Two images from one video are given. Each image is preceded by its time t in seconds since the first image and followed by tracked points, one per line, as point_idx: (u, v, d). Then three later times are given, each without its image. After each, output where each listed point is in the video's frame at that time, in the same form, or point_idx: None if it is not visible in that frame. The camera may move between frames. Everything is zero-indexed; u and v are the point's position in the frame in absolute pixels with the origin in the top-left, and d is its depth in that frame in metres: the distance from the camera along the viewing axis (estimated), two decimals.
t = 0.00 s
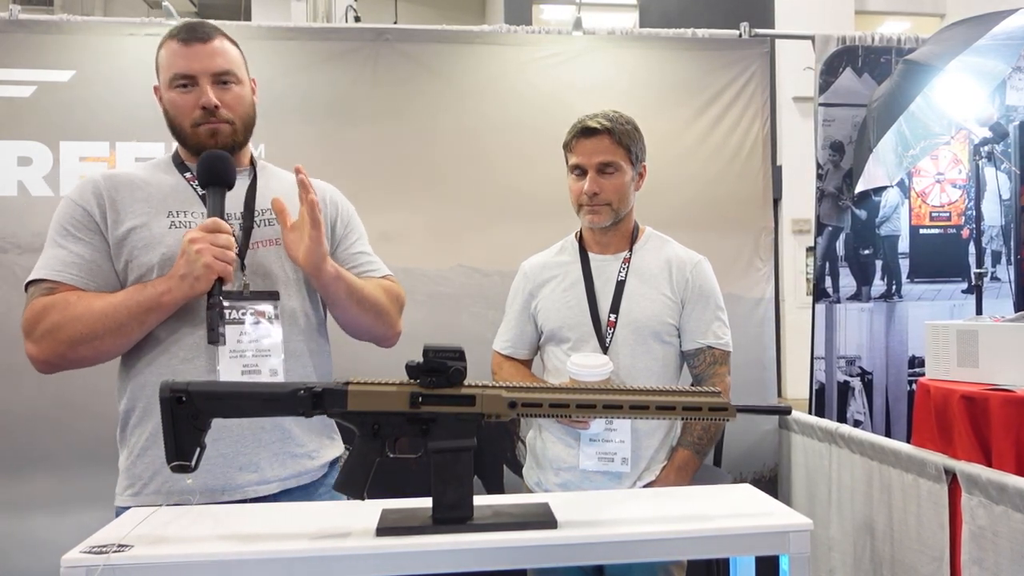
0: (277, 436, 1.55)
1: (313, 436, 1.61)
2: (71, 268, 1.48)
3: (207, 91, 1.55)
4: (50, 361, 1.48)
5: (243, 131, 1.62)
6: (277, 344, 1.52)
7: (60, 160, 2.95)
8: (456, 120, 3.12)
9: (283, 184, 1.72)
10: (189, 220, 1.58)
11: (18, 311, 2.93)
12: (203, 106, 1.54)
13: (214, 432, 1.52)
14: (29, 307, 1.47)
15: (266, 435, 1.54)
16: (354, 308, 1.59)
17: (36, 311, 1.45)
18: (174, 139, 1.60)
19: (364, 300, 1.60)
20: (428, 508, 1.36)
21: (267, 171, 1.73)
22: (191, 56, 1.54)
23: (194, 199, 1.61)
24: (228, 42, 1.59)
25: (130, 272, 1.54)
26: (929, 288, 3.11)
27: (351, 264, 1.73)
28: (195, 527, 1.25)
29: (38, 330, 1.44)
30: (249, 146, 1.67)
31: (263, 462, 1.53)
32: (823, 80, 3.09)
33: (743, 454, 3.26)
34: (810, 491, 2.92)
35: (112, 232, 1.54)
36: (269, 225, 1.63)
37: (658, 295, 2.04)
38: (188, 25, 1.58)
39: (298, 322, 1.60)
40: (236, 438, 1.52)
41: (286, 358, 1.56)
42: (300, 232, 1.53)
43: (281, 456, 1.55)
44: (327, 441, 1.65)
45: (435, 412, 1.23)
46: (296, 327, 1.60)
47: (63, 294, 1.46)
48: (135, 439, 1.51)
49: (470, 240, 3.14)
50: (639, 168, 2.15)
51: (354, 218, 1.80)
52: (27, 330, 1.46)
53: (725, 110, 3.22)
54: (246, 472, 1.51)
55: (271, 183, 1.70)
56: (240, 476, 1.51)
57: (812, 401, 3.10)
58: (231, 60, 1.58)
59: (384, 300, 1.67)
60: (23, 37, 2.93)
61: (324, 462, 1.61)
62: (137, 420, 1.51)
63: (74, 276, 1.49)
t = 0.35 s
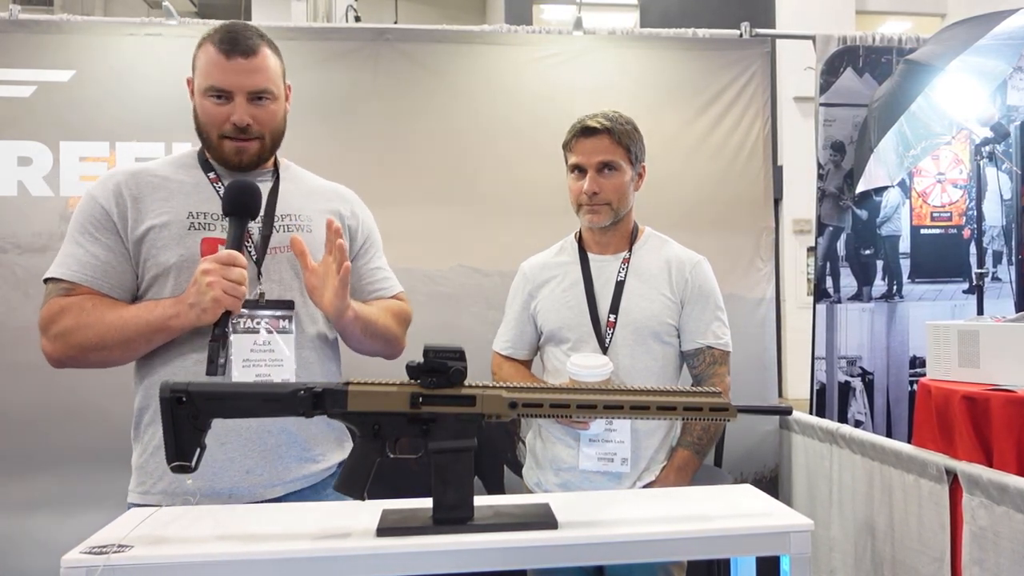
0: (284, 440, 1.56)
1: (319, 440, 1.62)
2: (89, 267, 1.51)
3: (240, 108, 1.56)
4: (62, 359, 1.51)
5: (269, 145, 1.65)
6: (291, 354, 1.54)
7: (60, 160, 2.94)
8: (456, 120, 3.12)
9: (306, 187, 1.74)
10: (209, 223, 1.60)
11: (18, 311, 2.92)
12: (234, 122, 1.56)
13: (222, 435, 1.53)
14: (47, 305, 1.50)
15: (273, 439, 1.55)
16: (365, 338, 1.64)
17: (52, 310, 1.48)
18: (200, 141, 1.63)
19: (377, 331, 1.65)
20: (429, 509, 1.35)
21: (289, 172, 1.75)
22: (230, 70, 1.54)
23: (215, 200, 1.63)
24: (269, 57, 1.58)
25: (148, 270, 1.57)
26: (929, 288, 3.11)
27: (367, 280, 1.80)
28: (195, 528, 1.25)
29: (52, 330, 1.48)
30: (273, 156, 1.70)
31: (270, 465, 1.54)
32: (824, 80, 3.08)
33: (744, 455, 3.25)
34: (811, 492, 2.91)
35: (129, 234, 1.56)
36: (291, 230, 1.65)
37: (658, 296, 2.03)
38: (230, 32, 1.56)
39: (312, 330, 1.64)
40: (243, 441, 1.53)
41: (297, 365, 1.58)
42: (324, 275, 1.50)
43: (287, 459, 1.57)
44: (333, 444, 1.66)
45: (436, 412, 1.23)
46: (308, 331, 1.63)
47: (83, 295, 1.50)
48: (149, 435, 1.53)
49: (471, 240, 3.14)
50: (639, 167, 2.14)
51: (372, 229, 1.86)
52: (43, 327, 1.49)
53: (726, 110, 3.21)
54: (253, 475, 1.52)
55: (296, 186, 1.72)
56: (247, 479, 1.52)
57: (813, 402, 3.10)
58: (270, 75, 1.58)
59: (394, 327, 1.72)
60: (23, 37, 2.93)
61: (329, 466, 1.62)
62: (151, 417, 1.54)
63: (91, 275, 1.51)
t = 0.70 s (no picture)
0: (295, 441, 1.56)
1: (328, 441, 1.62)
2: (106, 265, 1.52)
3: (258, 100, 1.57)
4: (78, 355, 1.52)
5: (286, 139, 1.65)
6: (303, 356, 1.51)
7: (60, 160, 2.94)
8: (457, 120, 3.12)
9: (319, 188, 1.75)
10: (225, 224, 1.62)
11: (18, 311, 2.92)
12: (251, 112, 1.56)
13: (233, 435, 1.53)
14: (64, 301, 1.51)
15: (284, 440, 1.55)
16: (378, 335, 1.64)
17: (70, 307, 1.49)
18: (218, 137, 1.63)
19: (389, 327, 1.65)
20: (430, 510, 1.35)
21: (304, 174, 1.75)
22: (248, 62, 1.55)
23: (232, 202, 1.64)
24: (285, 50, 1.60)
25: (164, 270, 1.58)
26: (930, 288, 3.11)
27: (379, 281, 1.80)
28: (195, 528, 1.24)
29: (70, 326, 1.48)
30: (289, 152, 1.69)
31: (280, 466, 1.54)
32: (825, 80, 3.09)
33: (745, 456, 3.26)
34: (812, 492, 2.91)
35: (147, 233, 1.57)
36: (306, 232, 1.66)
37: (657, 295, 2.03)
38: (248, 28, 1.59)
39: (324, 331, 1.65)
40: (254, 441, 1.53)
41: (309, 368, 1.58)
42: (338, 266, 1.52)
43: (296, 460, 1.57)
44: (341, 446, 1.67)
45: (437, 413, 1.23)
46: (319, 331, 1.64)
47: (100, 292, 1.51)
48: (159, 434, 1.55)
49: (471, 240, 3.13)
50: (638, 167, 2.14)
51: (385, 232, 1.85)
52: (60, 323, 1.50)
53: (727, 110, 3.21)
54: (263, 475, 1.53)
55: (310, 188, 1.72)
56: (257, 479, 1.52)
57: (814, 402, 3.10)
58: (287, 69, 1.60)
59: (405, 325, 1.72)
60: (23, 37, 2.93)
61: (337, 468, 1.63)
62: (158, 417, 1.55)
63: (107, 274, 1.52)
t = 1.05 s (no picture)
0: (303, 438, 1.56)
1: (336, 440, 1.62)
2: (114, 267, 1.52)
3: (258, 93, 1.58)
4: (88, 358, 1.53)
5: (289, 133, 1.65)
6: (311, 352, 1.51)
7: (60, 160, 2.94)
8: (457, 120, 3.12)
9: (325, 189, 1.74)
10: (232, 224, 1.61)
11: (18, 311, 2.92)
12: (253, 106, 1.57)
13: (242, 432, 1.52)
14: (73, 304, 1.52)
15: (293, 437, 1.55)
16: (385, 336, 1.64)
17: (79, 309, 1.49)
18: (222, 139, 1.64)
19: (396, 327, 1.65)
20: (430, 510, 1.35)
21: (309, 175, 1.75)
22: (246, 57, 1.57)
23: (237, 202, 1.64)
24: (281, 45, 1.61)
25: (171, 271, 1.58)
26: (930, 288, 3.11)
27: (385, 280, 1.80)
28: (195, 529, 1.24)
29: (78, 329, 1.49)
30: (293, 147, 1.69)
31: (289, 464, 1.54)
32: (825, 80, 3.08)
33: (746, 456, 3.25)
34: (813, 492, 2.91)
35: (154, 235, 1.58)
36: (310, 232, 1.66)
37: (658, 295, 2.03)
38: (244, 28, 1.61)
39: (332, 331, 1.64)
40: (263, 438, 1.53)
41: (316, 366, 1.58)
42: (344, 269, 1.51)
43: (305, 458, 1.57)
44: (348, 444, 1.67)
45: (437, 413, 1.23)
46: (327, 330, 1.63)
47: (108, 295, 1.51)
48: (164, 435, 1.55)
49: (472, 240, 3.13)
50: (639, 170, 2.12)
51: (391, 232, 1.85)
52: (69, 327, 1.51)
53: (728, 110, 3.21)
54: (272, 472, 1.52)
55: (314, 188, 1.73)
56: (266, 476, 1.52)
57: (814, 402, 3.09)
58: (284, 62, 1.61)
59: (412, 325, 1.72)
60: (23, 37, 2.92)
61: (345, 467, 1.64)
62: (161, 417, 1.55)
63: (116, 276, 1.52)
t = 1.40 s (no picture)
0: (303, 439, 1.56)
1: (336, 441, 1.62)
2: (117, 268, 1.53)
3: (262, 95, 1.58)
4: (90, 358, 1.53)
5: (294, 136, 1.66)
6: (313, 354, 1.51)
7: (60, 160, 2.94)
8: (458, 120, 3.11)
9: (328, 191, 1.75)
10: (235, 226, 1.61)
11: (18, 311, 2.92)
12: (257, 108, 1.57)
13: (243, 433, 1.52)
14: (76, 304, 1.52)
15: (293, 438, 1.55)
16: (389, 336, 1.64)
17: (82, 309, 1.50)
18: (226, 141, 1.64)
19: (399, 327, 1.65)
20: (431, 510, 1.35)
21: (312, 177, 1.75)
22: (250, 60, 1.57)
23: (240, 203, 1.64)
24: (285, 47, 1.62)
25: (174, 272, 1.58)
26: (931, 288, 3.11)
27: (385, 282, 1.79)
28: (195, 529, 1.24)
29: (81, 329, 1.49)
30: (297, 150, 1.69)
31: (290, 465, 1.54)
32: (825, 80, 3.09)
33: (746, 457, 3.24)
34: (814, 493, 2.90)
35: (157, 236, 1.58)
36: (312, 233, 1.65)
37: (660, 296, 2.03)
38: (248, 30, 1.61)
39: (334, 333, 1.64)
40: (264, 439, 1.53)
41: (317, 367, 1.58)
42: (352, 264, 1.53)
43: (305, 459, 1.57)
44: (348, 445, 1.67)
45: (437, 413, 1.23)
46: (329, 336, 1.63)
47: (111, 296, 1.51)
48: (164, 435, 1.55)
49: (472, 241, 3.13)
50: (642, 172, 2.11)
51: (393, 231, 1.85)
52: (72, 326, 1.51)
53: (728, 110, 3.21)
54: (273, 473, 1.52)
55: (318, 189, 1.73)
56: (266, 477, 1.52)
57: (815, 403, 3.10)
58: (288, 65, 1.61)
59: (414, 326, 1.72)
60: (23, 37, 2.92)
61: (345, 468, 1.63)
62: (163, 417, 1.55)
63: (118, 277, 1.53)
